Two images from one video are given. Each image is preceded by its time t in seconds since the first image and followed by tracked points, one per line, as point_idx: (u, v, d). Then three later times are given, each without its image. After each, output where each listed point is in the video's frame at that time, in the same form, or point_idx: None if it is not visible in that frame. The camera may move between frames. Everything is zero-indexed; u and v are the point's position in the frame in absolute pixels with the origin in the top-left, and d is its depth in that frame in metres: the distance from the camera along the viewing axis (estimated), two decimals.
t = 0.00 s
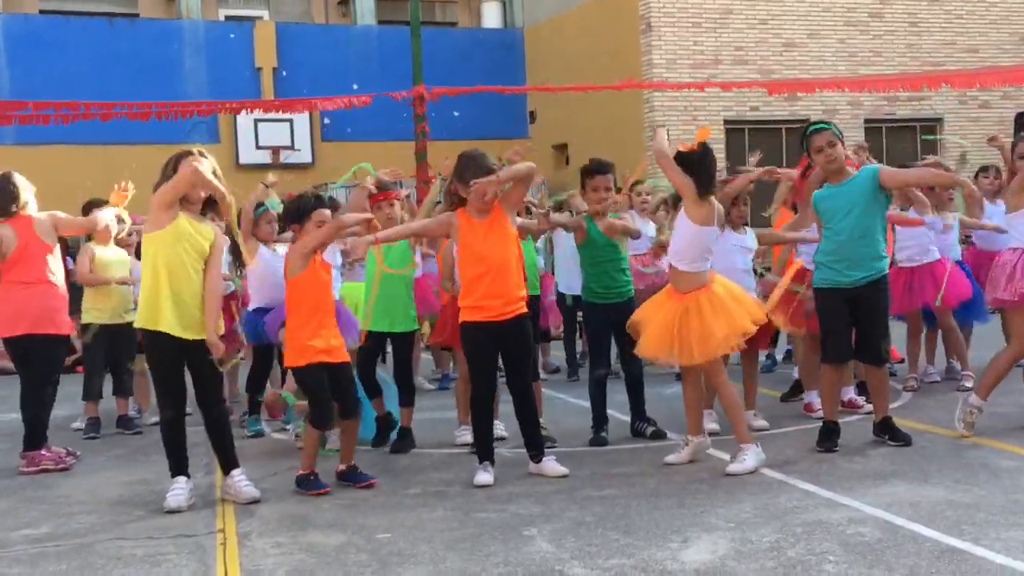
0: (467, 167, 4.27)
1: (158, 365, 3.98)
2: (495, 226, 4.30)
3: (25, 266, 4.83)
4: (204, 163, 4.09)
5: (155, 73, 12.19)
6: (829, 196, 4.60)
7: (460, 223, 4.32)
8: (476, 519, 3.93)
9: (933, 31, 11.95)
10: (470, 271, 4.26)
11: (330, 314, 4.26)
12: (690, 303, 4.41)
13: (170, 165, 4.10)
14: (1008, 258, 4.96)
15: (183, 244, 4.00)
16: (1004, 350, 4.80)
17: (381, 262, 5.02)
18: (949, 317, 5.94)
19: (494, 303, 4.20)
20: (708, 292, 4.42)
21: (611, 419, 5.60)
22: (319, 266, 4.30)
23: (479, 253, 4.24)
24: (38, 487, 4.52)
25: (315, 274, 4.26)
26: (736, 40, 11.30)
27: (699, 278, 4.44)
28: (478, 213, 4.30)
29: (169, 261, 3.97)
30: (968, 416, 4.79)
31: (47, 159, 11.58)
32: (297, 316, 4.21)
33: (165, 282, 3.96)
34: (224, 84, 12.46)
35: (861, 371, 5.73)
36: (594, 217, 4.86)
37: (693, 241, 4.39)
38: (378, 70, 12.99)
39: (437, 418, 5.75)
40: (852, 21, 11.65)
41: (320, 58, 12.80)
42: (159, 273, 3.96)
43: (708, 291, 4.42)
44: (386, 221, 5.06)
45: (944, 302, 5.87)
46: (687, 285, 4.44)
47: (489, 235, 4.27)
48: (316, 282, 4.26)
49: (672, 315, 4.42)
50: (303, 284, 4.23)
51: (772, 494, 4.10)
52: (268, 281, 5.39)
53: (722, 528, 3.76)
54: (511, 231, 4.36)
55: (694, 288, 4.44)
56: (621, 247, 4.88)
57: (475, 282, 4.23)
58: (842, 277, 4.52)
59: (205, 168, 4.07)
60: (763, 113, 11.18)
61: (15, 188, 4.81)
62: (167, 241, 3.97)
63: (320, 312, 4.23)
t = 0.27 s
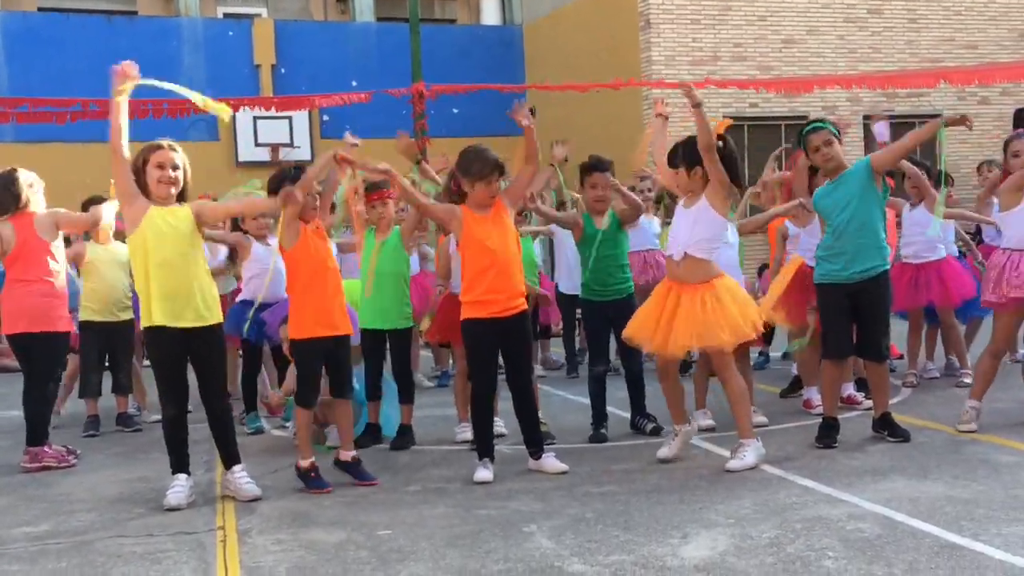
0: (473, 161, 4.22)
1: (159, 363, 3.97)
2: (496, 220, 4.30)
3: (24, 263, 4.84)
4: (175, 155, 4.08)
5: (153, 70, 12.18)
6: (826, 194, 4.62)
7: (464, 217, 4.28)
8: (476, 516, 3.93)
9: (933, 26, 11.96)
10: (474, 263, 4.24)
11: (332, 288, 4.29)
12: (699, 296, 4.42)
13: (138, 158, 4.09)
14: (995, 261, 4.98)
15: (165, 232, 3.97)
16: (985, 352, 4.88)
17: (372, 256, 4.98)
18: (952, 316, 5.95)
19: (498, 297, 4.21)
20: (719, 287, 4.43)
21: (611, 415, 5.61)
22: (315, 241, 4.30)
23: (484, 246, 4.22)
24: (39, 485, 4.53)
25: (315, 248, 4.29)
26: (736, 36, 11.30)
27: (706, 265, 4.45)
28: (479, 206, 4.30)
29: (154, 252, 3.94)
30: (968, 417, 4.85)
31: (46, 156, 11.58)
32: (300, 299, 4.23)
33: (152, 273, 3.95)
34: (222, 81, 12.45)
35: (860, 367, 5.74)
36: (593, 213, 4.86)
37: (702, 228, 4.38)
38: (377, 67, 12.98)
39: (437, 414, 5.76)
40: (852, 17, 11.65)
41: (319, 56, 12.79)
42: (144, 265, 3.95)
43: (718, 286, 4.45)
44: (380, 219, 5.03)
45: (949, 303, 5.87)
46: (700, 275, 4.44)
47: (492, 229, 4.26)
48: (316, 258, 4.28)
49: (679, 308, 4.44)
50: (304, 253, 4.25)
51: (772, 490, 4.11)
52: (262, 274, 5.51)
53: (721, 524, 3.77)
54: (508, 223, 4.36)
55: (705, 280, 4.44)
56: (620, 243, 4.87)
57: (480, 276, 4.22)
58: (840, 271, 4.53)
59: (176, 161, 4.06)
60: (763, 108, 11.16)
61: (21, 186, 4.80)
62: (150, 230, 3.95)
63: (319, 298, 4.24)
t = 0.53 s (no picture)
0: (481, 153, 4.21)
1: (155, 358, 3.98)
2: (496, 214, 4.30)
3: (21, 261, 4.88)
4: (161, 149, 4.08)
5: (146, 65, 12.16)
6: (828, 182, 4.62)
7: (472, 209, 4.28)
8: (471, 510, 3.93)
9: (927, 21, 11.97)
10: (475, 255, 4.24)
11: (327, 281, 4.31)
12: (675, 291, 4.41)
13: (125, 154, 4.09)
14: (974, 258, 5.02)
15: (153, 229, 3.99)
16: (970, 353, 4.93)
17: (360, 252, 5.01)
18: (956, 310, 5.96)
19: (501, 288, 4.21)
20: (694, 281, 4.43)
21: (606, 410, 5.62)
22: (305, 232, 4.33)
23: (487, 238, 4.23)
24: (33, 480, 4.52)
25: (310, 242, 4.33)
26: (730, 30, 11.30)
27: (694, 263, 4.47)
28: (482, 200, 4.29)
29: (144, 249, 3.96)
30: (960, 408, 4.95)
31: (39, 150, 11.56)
32: (289, 289, 4.25)
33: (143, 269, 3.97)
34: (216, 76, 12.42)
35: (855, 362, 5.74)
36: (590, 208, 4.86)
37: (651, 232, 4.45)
38: (371, 62, 12.96)
39: (432, 409, 5.76)
40: (846, 12, 11.66)
41: (313, 51, 12.77)
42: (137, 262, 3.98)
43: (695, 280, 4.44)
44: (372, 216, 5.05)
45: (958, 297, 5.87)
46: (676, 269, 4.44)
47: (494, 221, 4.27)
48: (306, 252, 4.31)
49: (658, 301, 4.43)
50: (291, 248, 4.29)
51: (766, 484, 4.12)
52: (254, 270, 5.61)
53: (716, 518, 3.78)
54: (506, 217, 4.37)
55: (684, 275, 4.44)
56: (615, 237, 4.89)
57: (483, 268, 4.22)
58: (835, 263, 4.54)
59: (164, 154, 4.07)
60: (758, 103, 11.17)
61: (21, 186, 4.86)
62: (140, 226, 3.98)
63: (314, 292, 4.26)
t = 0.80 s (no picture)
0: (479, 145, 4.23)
1: (151, 353, 3.97)
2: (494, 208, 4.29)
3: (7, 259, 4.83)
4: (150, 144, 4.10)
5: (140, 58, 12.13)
6: (833, 171, 4.60)
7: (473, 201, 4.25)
8: (464, 504, 3.94)
9: (920, 14, 11.97)
10: (475, 249, 4.23)
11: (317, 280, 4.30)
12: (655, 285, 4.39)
13: (115, 149, 4.12)
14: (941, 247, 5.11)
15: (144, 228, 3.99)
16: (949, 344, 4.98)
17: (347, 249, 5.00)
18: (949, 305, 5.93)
19: (502, 281, 4.20)
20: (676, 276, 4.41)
21: (599, 404, 5.63)
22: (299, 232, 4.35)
23: (487, 232, 4.23)
24: (26, 474, 4.52)
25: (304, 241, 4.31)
26: (724, 24, 11.30)
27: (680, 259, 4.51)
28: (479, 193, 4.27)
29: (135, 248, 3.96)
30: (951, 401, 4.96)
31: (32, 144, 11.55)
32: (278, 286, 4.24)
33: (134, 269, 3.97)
34: (209, 69, 12.40)
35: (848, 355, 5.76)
36: (584, 201, 4.85)
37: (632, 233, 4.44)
38: (365, 55, 12.93)
39: (425, 403, 5.76)
40: (839, 5, 11.66)
41: (307, 44, 12.74)
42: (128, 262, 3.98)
43: (675, 275, 4.42)
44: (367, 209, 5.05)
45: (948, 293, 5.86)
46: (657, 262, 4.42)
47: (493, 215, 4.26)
48: (292, 253, 4.29)
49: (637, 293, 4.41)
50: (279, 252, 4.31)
51: (760, 478, 4.13)
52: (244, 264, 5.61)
53: (709, 511, 3.79)
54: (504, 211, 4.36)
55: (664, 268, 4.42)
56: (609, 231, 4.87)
57: (483, 262, 4.21)
58: (824, 254, 4.54)
59: (153, 149, 4.09)
60: (752, 96, 11.17)
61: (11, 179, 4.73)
62: (135, 227, 3.98)
63: (303, 293, 4.24)
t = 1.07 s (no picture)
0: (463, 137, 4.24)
1: (146, 347, 3.98)
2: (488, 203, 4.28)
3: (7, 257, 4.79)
4: (158, 137, 4.03)
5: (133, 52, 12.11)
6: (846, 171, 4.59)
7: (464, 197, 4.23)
8: (459, 498, 3.94)
9: (915, 9, 11.98)
10: (470, 243, 4.22)
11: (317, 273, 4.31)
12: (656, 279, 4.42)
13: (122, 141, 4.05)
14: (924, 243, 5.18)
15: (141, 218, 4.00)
16: (937, 336, 5.00)
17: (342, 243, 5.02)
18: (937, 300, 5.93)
19: (496, 276, 4.20)
20: (678, 271, 4.43)
21: (593, 398, 5.63)
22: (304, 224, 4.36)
23: (483, 226, 4.21)
24: (19, 468, 4.51)
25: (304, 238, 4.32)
26: (718, 19, 11.30)
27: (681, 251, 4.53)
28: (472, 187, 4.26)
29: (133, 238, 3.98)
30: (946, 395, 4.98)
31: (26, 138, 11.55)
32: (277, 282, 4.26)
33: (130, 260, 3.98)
34: (203, 63, 12.37)
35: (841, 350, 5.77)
36: (579, 197, 4.84)
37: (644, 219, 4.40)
38: (359, 49, 12.91)
39: (419, 397, 5.76)
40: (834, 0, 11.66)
41: (301, 38, 12.72)
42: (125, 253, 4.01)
43: (679, 270, 4.44)
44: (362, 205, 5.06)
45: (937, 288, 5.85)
46: (661, 255, 4.43)
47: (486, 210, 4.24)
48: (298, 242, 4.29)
49: (638, 285, 4.43)
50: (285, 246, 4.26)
51: (754, 472, 4.13)
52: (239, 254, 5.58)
53: (704, 506, 3.79)
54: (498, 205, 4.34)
55: (668, 262, 4.44)
56: (604, 226, 4.89)
57: (477, 257, 4.20)
58: (820, 252, 4.53)
59: (161, 143, 4.03)
60: (746, 91, 11.18)
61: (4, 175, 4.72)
62: (129, 223, 4.00)
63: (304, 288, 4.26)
